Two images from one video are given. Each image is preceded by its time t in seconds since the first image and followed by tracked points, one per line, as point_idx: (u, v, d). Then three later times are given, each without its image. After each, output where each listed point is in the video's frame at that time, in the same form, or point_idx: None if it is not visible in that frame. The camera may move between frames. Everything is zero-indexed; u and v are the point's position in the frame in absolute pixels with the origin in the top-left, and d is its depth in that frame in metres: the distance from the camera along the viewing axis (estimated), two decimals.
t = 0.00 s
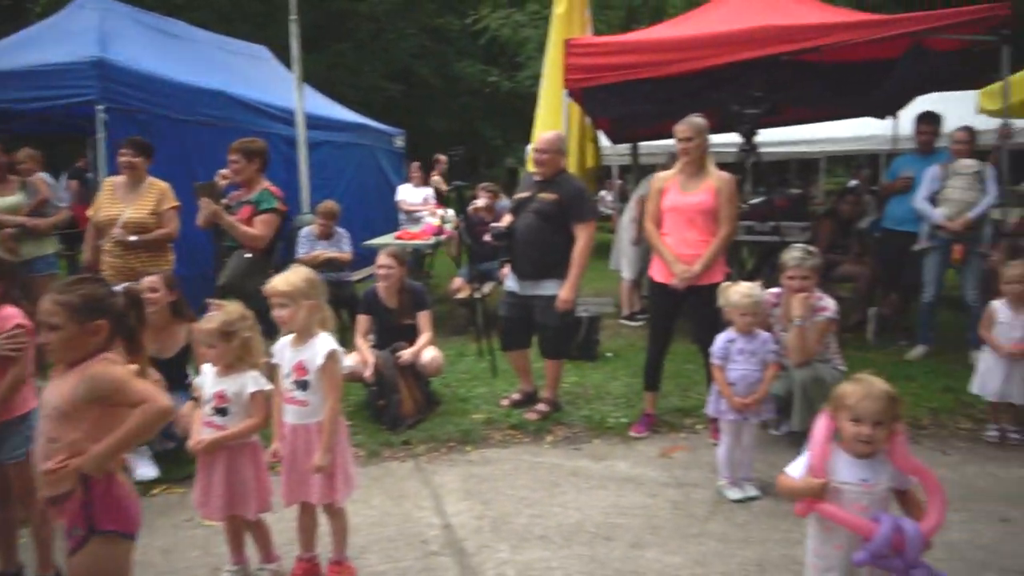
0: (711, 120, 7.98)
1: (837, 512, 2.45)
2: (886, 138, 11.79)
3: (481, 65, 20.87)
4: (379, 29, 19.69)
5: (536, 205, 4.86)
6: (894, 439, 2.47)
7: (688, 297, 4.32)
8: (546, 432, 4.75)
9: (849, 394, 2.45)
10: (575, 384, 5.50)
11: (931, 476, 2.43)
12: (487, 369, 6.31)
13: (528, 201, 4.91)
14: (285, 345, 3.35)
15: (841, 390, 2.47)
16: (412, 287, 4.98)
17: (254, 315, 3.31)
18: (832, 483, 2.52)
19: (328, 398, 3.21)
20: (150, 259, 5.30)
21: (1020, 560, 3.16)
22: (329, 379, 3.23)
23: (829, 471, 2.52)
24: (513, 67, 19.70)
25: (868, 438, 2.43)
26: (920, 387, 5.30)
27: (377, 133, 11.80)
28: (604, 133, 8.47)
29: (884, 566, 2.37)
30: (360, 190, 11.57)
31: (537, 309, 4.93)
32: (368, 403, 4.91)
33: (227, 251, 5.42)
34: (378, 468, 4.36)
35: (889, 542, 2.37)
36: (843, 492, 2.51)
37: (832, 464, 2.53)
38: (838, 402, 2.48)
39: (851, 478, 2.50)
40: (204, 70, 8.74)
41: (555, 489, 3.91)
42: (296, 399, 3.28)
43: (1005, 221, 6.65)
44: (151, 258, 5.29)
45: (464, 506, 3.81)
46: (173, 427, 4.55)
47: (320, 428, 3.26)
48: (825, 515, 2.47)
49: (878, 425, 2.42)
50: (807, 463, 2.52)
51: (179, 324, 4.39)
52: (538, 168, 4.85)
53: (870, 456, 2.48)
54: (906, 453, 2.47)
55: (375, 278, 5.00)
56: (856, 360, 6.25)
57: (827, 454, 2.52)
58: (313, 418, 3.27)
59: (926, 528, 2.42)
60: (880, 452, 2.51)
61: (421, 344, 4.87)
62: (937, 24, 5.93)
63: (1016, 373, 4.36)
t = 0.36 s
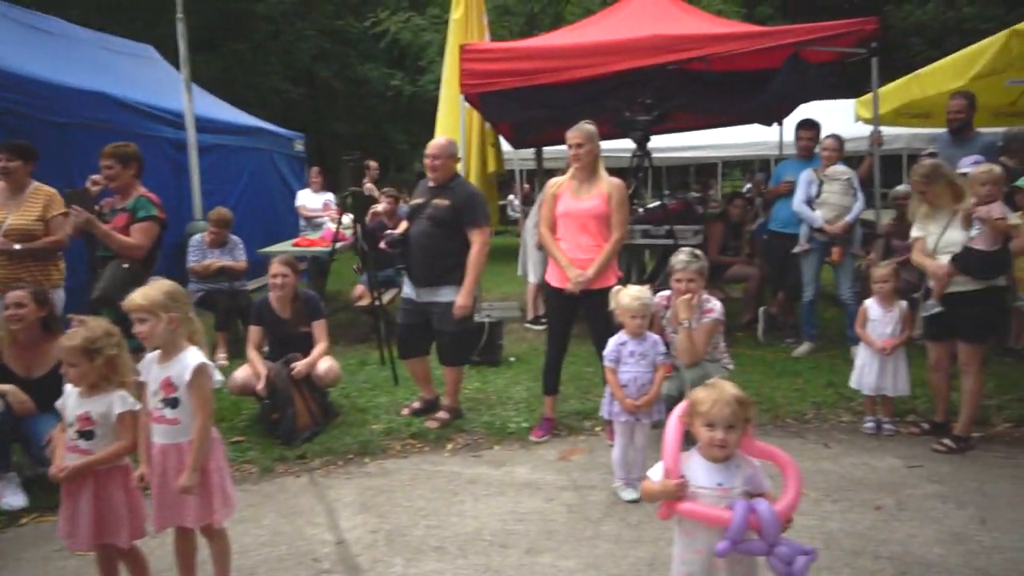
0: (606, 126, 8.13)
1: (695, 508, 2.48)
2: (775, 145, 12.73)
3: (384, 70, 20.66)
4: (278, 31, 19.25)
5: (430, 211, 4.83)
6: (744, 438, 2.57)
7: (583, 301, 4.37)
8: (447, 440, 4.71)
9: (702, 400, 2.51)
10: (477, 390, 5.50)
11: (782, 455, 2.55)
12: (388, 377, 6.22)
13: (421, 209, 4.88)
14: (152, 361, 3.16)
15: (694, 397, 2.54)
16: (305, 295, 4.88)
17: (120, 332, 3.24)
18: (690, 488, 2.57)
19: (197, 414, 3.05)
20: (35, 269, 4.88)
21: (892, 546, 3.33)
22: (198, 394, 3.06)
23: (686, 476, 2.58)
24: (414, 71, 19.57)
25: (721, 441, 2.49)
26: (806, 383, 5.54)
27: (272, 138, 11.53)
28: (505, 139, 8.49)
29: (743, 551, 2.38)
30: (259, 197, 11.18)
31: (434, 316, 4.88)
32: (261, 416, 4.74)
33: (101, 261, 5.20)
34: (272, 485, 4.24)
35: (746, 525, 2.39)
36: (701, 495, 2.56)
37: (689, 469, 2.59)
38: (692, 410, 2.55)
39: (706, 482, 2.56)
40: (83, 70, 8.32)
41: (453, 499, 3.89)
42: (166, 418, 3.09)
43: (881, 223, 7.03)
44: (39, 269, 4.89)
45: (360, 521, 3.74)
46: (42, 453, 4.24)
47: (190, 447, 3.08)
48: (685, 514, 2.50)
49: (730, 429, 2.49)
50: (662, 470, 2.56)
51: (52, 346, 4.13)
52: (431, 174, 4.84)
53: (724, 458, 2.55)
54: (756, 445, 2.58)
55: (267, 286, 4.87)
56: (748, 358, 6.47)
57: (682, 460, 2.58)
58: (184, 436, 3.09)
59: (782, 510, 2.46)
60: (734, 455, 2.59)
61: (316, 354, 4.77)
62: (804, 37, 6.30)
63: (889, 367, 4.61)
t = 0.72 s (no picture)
0: (543, 145, 8.16)
1: (594, 520, 2.46)
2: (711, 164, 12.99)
3: (327, 86, 20.46)
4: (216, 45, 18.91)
5: (361, 229, 4.74)
6: (658, 461, 2.53)
7: (517, 320, 4.35)
8: (379, 463, 4.62)
9: (611, 425, 2.49)
10: (413, 412, 5.42)
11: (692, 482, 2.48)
12: (324, 399, 6.09)
13: (353, 227, 4.78)
14: (49, 390, 3.02)
15: (605, 421, 2.51)
16: (233, 316, 4.71)
17: (16, 358, 3.05)
18: (600, 506, 2.56)
19: (99, 444, 2.93)
20: None
21: (817, 560, 3.38)
22: (100, 424, 2.94)
23: (597, 495, 2.57)
24: (351, 87, 19.37)
25: (632, 466, 2.47)
26: (739, 398, 5.60)
27: (211, 154, 11.20)
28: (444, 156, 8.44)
29: (629, 568, 2.37)
30: (196, 215, 10.84)
31: (367, 336, 4.78)
32: (185, 441, 4.60)
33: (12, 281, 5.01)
34: (193, 515, 4.09)
35: (636, 546, 2.38)
36: (610, 515, 2.54)
37: (601, 488, 2.58)
38: (604, 433, 2.52)
39: (617, 502, 2.54)
40: (6, 82, 8.05)
41: (383, 524, 3.81)
42: (65, 449, 2.98)
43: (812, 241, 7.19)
44: None
45: (284, 551, 3.63)
46: None
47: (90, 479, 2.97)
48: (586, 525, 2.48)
49: (639, 453, 2.46)
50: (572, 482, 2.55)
51: None
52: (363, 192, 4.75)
53: (636, 480, 2.53)
54: (671, 468, 2.53)
55: (192, 307, 4.70)
56: (684, 374, 6.54)
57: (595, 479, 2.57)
58: (85, 468, 2.99)
59: (681, 539, 2.41)
60: (648, 477, 2.56)
61: (243, 378, 4.61)
62: (737, 59, 6.40)
63: (816, 382, 4.69)
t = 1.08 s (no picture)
0: (469, 152, 8.13)
1: (503, 533, 2.40)
2: (637, 171, 13.17)
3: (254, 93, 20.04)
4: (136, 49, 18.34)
5: (279, 238, 4.63)
6: (572, 473, 2.49)
7: (440, 329, 4.30)
8: (300, 479, 4.50)
9: (523, 432, 2.49)
10: (337, 425, 5.30)
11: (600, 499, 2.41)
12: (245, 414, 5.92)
13: (270, 237, 4.66)
14: None
15: (518, 429, 2.51)
16: (142, 330, 4.54)
17: None
18: (515, 518, 2.53)
19: None
20: None
21: (734, 561, 3.42)
22: None
23: (513, 506, 2.55)
24: (276, 93, 19.02)
25: (543, 472, 2.46)
26: (663, 402, 5.66)
27: (129, 161, 10.83)
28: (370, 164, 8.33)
29: None
30: (113, 225, 10.42)
31: (286, 347, 4.65)
32: (92, 463, 4.43)
33: None
34: (98, 542, 3.90)
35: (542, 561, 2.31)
36: (525, 526, 2.52)
37: (518, 497, 2.56)
38: (516, 441, 2.52)
39: (531, 512, 2.52)
40: None
41: (300, 543, 3.70)
42: None
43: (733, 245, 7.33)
44: None
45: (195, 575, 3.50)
46: None
47: None
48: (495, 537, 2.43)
49: (551, 459, 2.46)
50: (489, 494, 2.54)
51: None
52: (280, 201, 4.65)
53: (549, 489, 2.51)
54: (584, 484, 2.47)
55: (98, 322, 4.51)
56: (611, 380, 6.59)
57: (511, 490, 2.54)
58: None
59: (588, 556, 2.35)
60: (562, 486, 2.54)
61: (154, 395, 4.44)
62: (659, 67, 6.48)
63: (736, 384, 4.79)
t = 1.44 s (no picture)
0: (408, 158, 8.06)
1: (430, 545, 2.38)
2: (579, 175, 13.27)
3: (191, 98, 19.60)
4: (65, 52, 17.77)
5: (206, 245, 4.50)
6: (501, 481, 2.47)
7: (377, 336, 4.23)
8: (233, 495, 4.37)
9: (451, 439, 2.44)
10: (274, 437, 5.17)
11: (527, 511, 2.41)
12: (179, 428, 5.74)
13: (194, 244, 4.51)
14: None
15: (446, 437, 2.47)
16: (63, 343, 4.36)
17: None
18: (443, 528, 2.48)
19: None
20: None
21: (672, 562, 3.44)
22: None
23: (440, 516, 2.49)
24: (213, 98, 18.64)
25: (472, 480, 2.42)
26: (605, 405, 5.67)
27: (55, 168, 10.31)
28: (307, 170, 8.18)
29: None
30: (33, 234, 9.93)
31: (215, 358, 4.52)
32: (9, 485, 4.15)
33: None
34: (15, 568, 3.72)
35: None
36: (453, 536, 2.47)
37: (445, 505, 2.51)
38: (444, 449, 2.47)
39: (459, 521, 2.47)
40: None
41: (231, 562, 3.59)
42: None
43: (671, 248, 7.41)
44: None
45: None
46: None
47: None
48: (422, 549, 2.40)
49: (480, 467, 2.42)
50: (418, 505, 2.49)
51: None
52: (206, 207, 4.53)
53: (477, 498, 2.47)
54: (511, 494, 2.46)
55: (16, 337, 4.32)
56: (553, 384, 6.59)
57: (438, 500, 2.50)
58: None
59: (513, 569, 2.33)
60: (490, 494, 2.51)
61: (76, 412, 4.28)
62: (596, 73, 6.51)
63: (674, 385, 4.82)
